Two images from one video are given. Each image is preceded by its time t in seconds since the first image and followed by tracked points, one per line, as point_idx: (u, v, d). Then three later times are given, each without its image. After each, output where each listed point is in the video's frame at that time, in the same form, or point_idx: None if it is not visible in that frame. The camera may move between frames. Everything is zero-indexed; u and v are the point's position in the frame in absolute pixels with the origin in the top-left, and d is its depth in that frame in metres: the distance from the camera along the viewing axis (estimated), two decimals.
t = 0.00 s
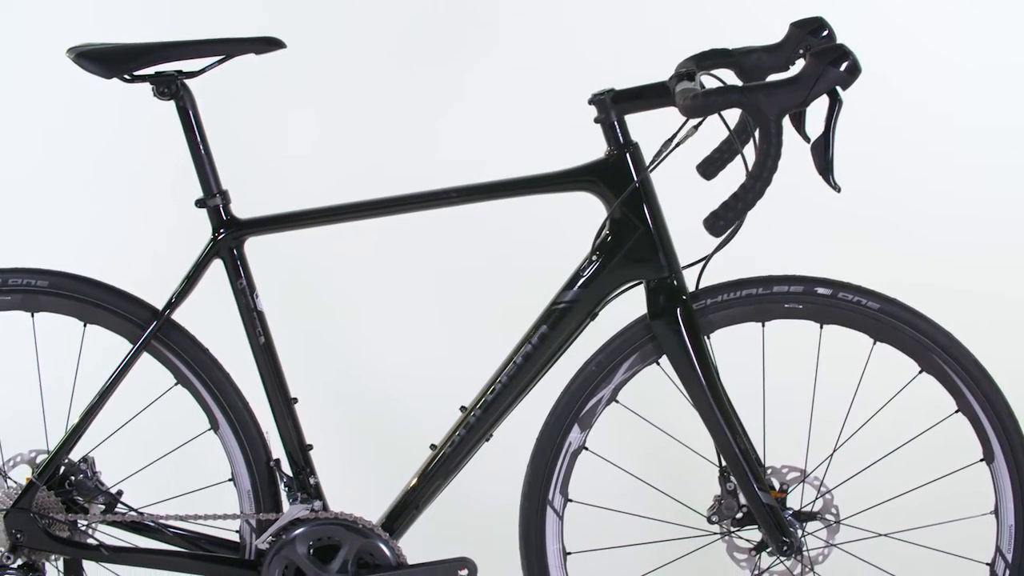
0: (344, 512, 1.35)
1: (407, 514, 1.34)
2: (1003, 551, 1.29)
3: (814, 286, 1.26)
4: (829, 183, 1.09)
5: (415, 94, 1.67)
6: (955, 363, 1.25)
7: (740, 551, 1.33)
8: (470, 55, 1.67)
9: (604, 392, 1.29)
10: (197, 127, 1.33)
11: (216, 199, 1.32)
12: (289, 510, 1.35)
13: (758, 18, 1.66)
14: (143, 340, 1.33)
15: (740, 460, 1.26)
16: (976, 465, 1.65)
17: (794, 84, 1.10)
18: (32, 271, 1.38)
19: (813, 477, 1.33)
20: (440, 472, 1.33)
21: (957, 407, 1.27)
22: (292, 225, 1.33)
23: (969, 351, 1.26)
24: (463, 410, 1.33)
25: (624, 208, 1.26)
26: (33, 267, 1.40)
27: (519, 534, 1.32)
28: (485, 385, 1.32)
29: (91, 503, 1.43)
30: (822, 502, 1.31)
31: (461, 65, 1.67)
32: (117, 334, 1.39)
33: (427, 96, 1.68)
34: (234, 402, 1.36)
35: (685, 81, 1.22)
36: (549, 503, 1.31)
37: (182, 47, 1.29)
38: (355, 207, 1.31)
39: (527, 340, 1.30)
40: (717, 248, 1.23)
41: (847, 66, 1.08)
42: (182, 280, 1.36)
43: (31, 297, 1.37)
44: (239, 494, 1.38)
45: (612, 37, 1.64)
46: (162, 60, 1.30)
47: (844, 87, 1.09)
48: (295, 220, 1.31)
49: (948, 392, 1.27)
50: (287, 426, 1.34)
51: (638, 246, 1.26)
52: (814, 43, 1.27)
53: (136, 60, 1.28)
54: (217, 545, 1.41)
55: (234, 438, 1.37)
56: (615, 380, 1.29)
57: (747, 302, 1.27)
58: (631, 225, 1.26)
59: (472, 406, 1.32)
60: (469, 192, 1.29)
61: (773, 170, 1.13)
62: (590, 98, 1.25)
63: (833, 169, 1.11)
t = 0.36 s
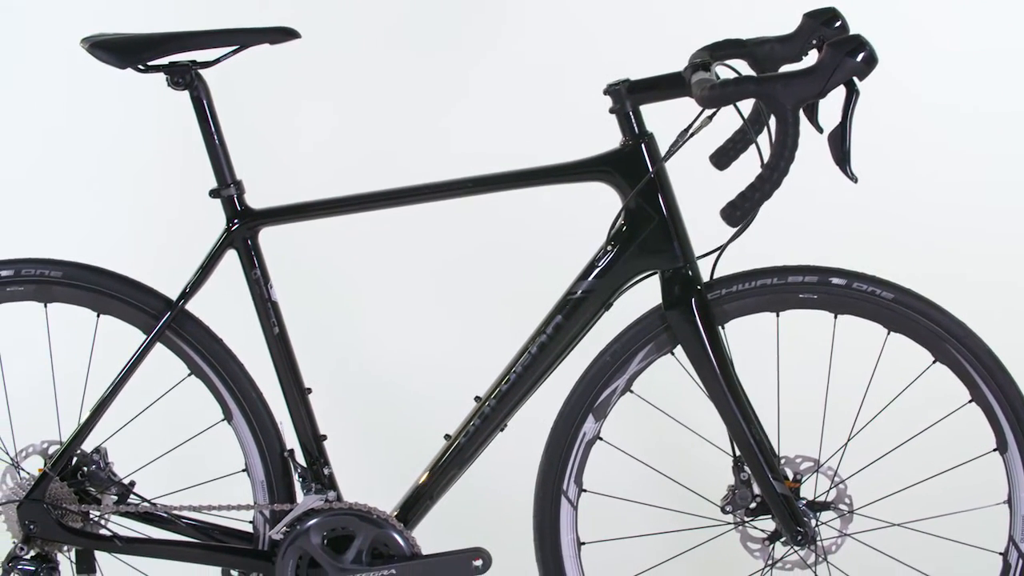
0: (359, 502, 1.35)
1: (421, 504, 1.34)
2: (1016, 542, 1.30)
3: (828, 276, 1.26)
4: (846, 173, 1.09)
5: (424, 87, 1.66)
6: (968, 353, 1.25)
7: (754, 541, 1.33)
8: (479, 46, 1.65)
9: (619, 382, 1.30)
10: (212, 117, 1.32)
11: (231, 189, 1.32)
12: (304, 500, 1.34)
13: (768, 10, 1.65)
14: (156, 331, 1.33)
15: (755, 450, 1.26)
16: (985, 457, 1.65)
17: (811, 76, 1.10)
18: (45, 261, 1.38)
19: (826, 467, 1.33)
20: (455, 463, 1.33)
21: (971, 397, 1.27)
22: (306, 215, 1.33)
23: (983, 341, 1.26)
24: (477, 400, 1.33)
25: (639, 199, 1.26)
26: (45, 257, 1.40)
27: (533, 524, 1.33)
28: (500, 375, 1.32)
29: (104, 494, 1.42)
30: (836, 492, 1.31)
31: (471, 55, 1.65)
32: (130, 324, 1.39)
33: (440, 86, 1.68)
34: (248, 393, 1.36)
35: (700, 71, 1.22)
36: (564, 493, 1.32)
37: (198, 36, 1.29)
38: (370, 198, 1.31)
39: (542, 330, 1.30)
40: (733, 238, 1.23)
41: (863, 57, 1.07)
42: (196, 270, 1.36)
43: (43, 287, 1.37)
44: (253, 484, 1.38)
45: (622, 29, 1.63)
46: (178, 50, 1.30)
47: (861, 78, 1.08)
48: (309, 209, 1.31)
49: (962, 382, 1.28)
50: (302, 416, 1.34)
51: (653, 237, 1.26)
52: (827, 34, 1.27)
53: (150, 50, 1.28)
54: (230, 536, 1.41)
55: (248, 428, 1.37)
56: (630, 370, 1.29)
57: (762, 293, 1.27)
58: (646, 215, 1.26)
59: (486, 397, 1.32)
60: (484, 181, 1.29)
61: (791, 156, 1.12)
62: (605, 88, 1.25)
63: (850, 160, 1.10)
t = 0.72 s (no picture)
0: (372, 493, 1.35)
1: (435, 495, 1.34)
2: None
3: (842, 267, 1.27)
4: (862, 163, 1.09)
5: (434, 78, 1.66)
6: (981, 342, 1.26)
7: (767, 531, 1.33)
8: (489, 38, 1.65)
9: (633, 372, 1.30)
10: (226, 107, 1.32)
11: (244, 179, 1.31)
12: (317, 491, 1.35)
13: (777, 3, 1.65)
14: (170, 321, 1.33)
15: (768, 440, 1.26)
16: (993, 449, 1.66)
17: (828, 66, 1.10)
18: (58, 252, 1.37)
19: (839, 457, 1.33)
20: (468, 453, 1.33)
21: (983, 386, 1.28)
22: (320, 205, 1.33)
23: (995, 330, 1.27)
24: (491, 390, 1.33)
25: (654, 189, 1.26)
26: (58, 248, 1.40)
27: (547, 514, 1.33)
28: (513, 365, 1.32)
29: (116, 485, 1.42)
30: (848, 482, 1.31)
31: (481, 47, 1.65)
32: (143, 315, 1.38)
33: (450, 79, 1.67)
34: (261, 383, 1.36)
35: (715, 62, 1.22)
36: (578, 483, 1.32)
37: (211, 27, 1.28)
38: (383, 189, 1.31)
39: (556, 320, 1.30)
40: (747, 228, 1.23)
41: (880, 48, 1.08)
42: (209, 261, 1.36)
43: (56, 278, 1.37)
44: (266, 475, 1.38)
45: (630, 23, 1.63)
46: (192, 40, 1.29)
47: (877, 69, 1.09)
48: (324, 199, 1.32)
49: (974, 371, 1.28)
50: (316, 407, 1.34)
51: (667, 227, 1.26)
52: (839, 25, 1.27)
53: (163, 40, 1.28)
54: (243, 527, 1.41)
55: (261, 419, 1.37)
56: (645, 360, 1.30)
57: (776, 284, 1.28)
58: (661, 205, 1.26)
59: (500, 387, 1.32)
60: (498, 171, 1.29)
61: (807, 146, 1.11)
62: (619, 79, 1.26)
63: (866, 150, 1.10)
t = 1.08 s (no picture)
0: (387, 482, 1.35)
1: (449, 483, 1.34)
2: None
3: (856, 255, 1.27)
4: (879, 152, 1.10)
5: (446, 69, 1.66)
6: (994, 330, 1.26)
7: (781, 519, 1.34)
8: (501, 28, 1.65)
9: (648, 360, 1.30)
10: (241, 95, 1.32)
11: (259, 168, 1.31)
12: (332, 479, 1.34)
13: None
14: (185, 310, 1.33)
15: (783, 428, 1.27)
16: (1003, 438, 1.66)
17: (845, 55, 1.10)
18: (72, 241, 1.37)
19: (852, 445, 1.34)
20: (484, 441, 1.33)
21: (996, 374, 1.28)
22: (334, 193, 1.33)
23: (1009, 318, 1.27)
24: (506, 378, 1.33)
25: (669, 178, 1.27)
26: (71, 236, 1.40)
27: (562, 502, 1.33)
28: (528, 353, 1.32)
29: (129, 474, 1.41)
30: (862, 470, 1.32)
31: (493, 38, 1.65)
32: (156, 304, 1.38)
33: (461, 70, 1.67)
34: (276, 371, 1.36)
35: (730, 50, 1.22)
36: (592, 471, 1.32)
37: (226, 15, 1.28)
38: (398, 177, 1.31)
39: (571, 308, 1.31)
40: (763, 216, 1.24)
41: (897, 37, 1.07)
42: (224, 249, 1.36)
43: (68, 267, 1.37)
44: (280, 463, 1.38)
45: (644, 14, 1.63)
46: (207, 28, 1.29)
47: (894, 57, 1.09)
48: (339, 188, 1.32)
49: (988, 359, 1.29)
50: (330, 396, 1.35)
51: (682, 215, 1.27)
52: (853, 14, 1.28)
53: (178, 28, 1.27)
54: (257, 516, 1.41)
55: (275, 407, 1.37)
56: (659, 348, 1.30)
57: (791, 272, 1.28)
58: (676, 194, 1.27)
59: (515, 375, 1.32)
60: (514, 160, 1.29)
61: (824, 135, 1.12)
62: (636, 67, 1.25)
63: (884, 139, 1.11)
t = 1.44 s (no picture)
0: (401, 468, 1.35)
1: (463, 469, 1.35)
2: None
3: (869, 242, 1.27)
4: (896, 141, 1.10)
5: (459, 60, 1.64)
6: (1007, 317, 1.27)
7: (793, 505, 1.34)
8: (512, 16, 1.62)
9: (662, 347, 1.31)
10: (254, 81, 1.32)
11: (273, 155, 1.32)
12: (347, 466, 1.35)
13: None
14: (199, 297, 1.33)
15: (797, 415, 1.27)
16: (1011, 426, 1.67)
17: (861, 43, 1.10)
18: (85, 228, 1.37)
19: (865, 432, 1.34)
20: (498, 427, 1.33)
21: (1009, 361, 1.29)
22: (348, 180, 1.32)
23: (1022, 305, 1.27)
24: (520, 365, 1.33)
25: (684, 164, 1.27)
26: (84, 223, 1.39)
27: (575, 489, 1.34)
28: (542, 340, 1.33)
29: (141, 461, 1.41)
30: (875, 457, 1.32)
31: (504, 26, 1.63)
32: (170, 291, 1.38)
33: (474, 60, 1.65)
34: (290, 359, 1.36)
35: (745, 37, 1.22)
36: (606, 458, 1.33)
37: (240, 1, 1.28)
38: (414, 163, 1.31)
39: (585, 295, 1.31)
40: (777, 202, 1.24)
41: (913, 25, 1.07)
42: (237, 236, 1.35)
43: (81, 254, 1.37)
44: (294, 450, 1.38)
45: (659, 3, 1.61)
46: (221, 15, 1.29)
47: (910, 45, 1.09)
48: (354, 175, 1.32)
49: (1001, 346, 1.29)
50: (344, 382, 1.35)
51: (696, 202, 1.27)
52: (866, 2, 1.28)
53: (192, 15, 1.27)
54: (269, 503, 1.41)
55: (289, 394, 1.37)
56: (673, 335, 1.30)
57: (804, 259, 1.28)
58: (691, 180, 1.27)
59: (529, 362, 1.33)
60: (529, 147, 1.29)
61: (841, 124, 1.12)
62: (650, 54, 1.25)
63: (900, 126, 1.11)
